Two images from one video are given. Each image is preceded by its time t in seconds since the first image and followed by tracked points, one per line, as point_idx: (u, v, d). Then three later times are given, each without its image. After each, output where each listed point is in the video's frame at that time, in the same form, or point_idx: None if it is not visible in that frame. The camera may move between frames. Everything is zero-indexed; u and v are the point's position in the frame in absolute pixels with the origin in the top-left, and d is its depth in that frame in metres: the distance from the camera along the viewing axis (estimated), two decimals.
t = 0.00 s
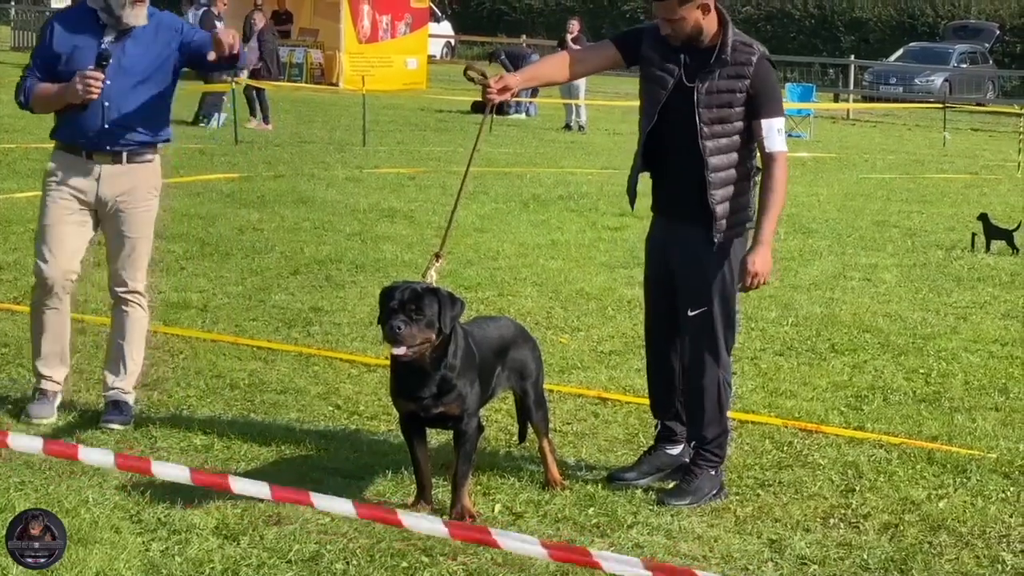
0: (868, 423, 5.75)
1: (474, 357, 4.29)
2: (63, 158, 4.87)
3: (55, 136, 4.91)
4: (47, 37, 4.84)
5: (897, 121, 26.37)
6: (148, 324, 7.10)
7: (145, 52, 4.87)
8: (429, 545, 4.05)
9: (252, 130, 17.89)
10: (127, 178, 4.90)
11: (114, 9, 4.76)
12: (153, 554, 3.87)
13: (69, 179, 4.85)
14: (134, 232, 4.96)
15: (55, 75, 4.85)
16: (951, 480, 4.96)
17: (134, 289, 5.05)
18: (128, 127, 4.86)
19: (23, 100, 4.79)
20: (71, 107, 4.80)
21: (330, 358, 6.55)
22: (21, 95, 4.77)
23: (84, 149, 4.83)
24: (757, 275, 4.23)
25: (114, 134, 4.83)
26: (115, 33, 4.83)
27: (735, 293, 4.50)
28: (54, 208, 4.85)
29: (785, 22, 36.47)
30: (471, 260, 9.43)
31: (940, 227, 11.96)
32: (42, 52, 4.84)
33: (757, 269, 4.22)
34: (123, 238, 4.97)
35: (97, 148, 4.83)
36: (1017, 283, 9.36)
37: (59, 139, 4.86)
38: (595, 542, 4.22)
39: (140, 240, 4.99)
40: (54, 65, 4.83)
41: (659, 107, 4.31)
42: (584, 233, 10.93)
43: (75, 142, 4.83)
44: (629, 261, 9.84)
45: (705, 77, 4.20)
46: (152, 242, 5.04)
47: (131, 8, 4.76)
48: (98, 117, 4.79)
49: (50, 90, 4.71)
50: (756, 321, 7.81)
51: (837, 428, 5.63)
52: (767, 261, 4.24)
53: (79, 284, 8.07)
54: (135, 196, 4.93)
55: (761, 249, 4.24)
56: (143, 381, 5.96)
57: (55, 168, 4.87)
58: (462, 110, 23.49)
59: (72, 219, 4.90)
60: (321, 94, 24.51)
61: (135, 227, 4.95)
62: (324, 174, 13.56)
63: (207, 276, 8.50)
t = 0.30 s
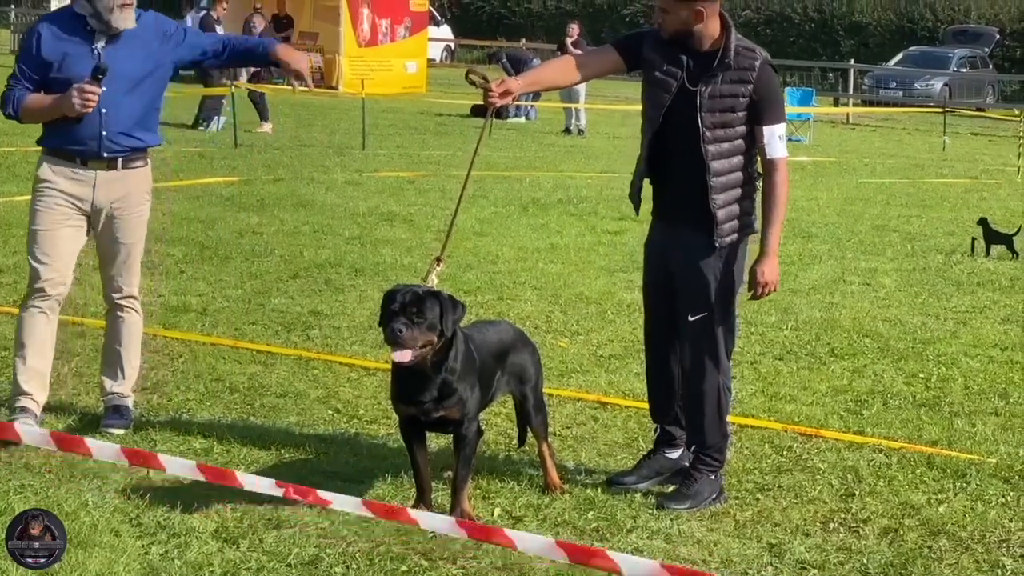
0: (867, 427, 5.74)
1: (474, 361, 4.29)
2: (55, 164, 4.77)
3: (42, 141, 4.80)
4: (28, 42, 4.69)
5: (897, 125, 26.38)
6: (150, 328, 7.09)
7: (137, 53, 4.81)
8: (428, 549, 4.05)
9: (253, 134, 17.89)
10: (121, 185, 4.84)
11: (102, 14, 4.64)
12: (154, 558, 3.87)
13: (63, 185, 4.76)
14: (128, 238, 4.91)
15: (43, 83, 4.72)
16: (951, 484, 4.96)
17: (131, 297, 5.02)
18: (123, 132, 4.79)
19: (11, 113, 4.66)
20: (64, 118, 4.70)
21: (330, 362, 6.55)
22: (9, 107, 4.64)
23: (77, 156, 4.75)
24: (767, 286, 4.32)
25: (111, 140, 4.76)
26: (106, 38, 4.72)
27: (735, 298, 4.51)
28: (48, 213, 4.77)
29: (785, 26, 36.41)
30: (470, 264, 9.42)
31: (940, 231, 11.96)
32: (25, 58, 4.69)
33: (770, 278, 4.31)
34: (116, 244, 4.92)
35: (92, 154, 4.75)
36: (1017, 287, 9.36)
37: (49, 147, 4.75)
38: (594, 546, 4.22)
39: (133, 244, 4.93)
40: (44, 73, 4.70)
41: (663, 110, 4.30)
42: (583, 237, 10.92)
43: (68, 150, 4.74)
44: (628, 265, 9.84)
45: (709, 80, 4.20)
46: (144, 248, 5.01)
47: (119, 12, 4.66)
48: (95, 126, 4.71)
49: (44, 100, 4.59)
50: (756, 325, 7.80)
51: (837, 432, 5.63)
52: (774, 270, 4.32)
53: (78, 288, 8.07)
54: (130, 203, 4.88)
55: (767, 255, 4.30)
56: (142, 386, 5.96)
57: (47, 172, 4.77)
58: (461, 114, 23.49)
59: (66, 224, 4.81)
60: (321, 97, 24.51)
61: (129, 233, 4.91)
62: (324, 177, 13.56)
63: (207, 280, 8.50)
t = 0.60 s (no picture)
0: (866, 432, 5.75)
1: (473, 366, 4.30)
2: (41, 173, 4.65)
3: (18, 147, 4.69)
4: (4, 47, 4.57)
5: (896, 130, 26.39)
6: (148, 332, 7.09)
7: (115, 56, 4.76)
8: (427, 553, 4.06)
9: (253, 138, 17.87)
10: (104, 192, 4.78)
11: (84, 18, 4.56)
12: (151, 562, 3.87)
13: (52, 196, 4.66)
14: (113, 244, 4.85)
15: (28, 91, 4.62)
16: (949, 489, 4.96)
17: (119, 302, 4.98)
18: (108, 137, 4.75)
19: None
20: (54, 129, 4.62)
21: (328, 366, 6.55)
22: None
23: (65, 164, 4.67)
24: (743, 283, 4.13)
25: (101, 148, 4.72)
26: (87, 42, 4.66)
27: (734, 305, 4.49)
28: (38, 226, 4.65)
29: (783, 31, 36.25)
30: (469, 268, 9.42)
31: (939, 236, 11.97)
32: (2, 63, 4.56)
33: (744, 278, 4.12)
34: (100, 250, 4.86)
35: (81, 162, 4.69)
36: (1015, 292, 9.36)
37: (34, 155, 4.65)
38: (592, 551, 4.22)
39: (117, 248, 4.88)
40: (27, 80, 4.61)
41: (661, 116, 4.33)
42: (582, 241, 10.93)
43: (56, 158, 4.66)
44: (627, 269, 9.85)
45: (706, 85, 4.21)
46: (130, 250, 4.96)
47: (100, 16, 4.57)
48: (86, 134, 4.66)
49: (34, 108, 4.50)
50: (754, 330, 7.81)
51: (835, 437, 5.63)
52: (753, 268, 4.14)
53: (76, 291, 8.07)
54: (116, 208, 4.83)
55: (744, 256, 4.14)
56: (141, 390, 5.96)
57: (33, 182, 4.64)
58: (461, 118, 23.48)
59: (55, 236, 4.70)
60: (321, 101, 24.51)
61: (115, 238, 4.85)
62: (323, 181, 13.56)
63: (206, 284, 8.50)
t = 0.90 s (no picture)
0: (863, 437, 5.75)
1: (473, 371, 4.30)
2: (23, 176, 4.60)
3: None
4: None
5: (894, 135, 26.43)
6: (145, 335, 7.09)
7: (85, 54, 4.77)
8: (423, 557, 4.06)
9: (251, 143, 17.87)
10: (82, 192, 4.75)
11: (57, 19, 4.54)
12: (148, 565, 3.87)
13: (34, 200, 4.61)
14: (92, 244, 4.83)
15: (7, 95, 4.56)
16: (945, 494, 4.96)
17: (102, 304, 4.93)
18: (86, 137, 4.74)
19: None
20: (40, 135, 4.59)
21: (325, 370, 6.55)
22: None
23: (46, 167, 4.64)
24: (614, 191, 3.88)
25: (82, 148, 4.72)
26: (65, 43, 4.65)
27: (727, 308, 4.47)
28: (22, 231, 4.60)
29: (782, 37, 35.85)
30: (466, 273, 9.43)
31: (936, 242, 11.99)
32: None
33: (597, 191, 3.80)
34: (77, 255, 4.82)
35: (62, 163, 4.67)
36: (1012, 298, 9.38)
37: (14, 159, 4.59)
38: (589, 555, 4.23)
39: (98, 249, 4.86)
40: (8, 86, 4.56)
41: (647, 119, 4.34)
42: (580, 246, 10.94)
43: (39, 161, 4.62)
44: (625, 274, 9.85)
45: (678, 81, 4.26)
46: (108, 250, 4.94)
47: (73, 17, 4.56)
48: (70, 137, 4.66)
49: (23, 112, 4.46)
50: (751, 335, 7.82)
51: (831, 442, 5.64)
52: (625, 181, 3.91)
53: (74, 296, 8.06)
54: (94, 209, 4.81)
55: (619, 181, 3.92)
56: (139, 395, 5.95)
57: (13, 186, 4.58)
58: (458, 122, 23.49)
59: (38, 240, 4.65)
60: (318, 105, 24.50)
61: (93, 241, 4.82)
62: (321, 186, 13.56)
63: (203, 288, 8.50)
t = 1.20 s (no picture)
0: (858, 443, 5.75)
1: (473, 376, 4.30)
2: (8, 183, 4.60)
3: None
4: None
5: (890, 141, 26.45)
6: (140, 340, 7.08)
7: (62, 59, 4.80)
8: (419, 562, 4.06)
9: (248, 148, 17.87)
10: (65, 195, 4.77)
11: (33, 24, 4.57)
12: (144, 571, 3.86)
13: (19, 207, 4.61)
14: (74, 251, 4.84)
15: None
16: (941, 500, 4.96)
17: (85, 308, 4.98)
18: (69, 144, 4.75)
19: None
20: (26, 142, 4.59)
21: (321, 375, 6.55)
22: None
23: (30, 173, 4.64)
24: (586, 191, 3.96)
25: (66, 154, 4.73)
26: (43, 48, 4.68)
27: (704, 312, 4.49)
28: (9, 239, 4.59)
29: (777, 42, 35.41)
30: (462, 278, 9.43)
31: (931, 247, 12.00)
32: None
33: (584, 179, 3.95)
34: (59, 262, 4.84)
35: (46, 170, 4.68)
36: (1007, 304, 9.38)
37: None
38: (584, 561, 4.22)
39: (77, 256, 4.88)
40: None
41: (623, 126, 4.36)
42: (576, 252, 10.93)
43: (23, 168, 4.62)
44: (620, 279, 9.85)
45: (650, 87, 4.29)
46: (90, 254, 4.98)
47: (49, 23, 4.59)
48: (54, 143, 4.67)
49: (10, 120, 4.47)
50: (747, 341, 7.81)
51: (827, 448, 5.64)
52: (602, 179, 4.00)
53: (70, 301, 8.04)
54: (77, 213, 4.85)
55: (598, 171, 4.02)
56: (135, 399, 5.94)
57: None
58: (454, 127, 23.50)
59: (23, 246, 4.65)
60: (314, 109, 24.49)
61: (77, 242, 4.86)
62: (317, 191, 13.55)
63: (199, 293, 8.49)
